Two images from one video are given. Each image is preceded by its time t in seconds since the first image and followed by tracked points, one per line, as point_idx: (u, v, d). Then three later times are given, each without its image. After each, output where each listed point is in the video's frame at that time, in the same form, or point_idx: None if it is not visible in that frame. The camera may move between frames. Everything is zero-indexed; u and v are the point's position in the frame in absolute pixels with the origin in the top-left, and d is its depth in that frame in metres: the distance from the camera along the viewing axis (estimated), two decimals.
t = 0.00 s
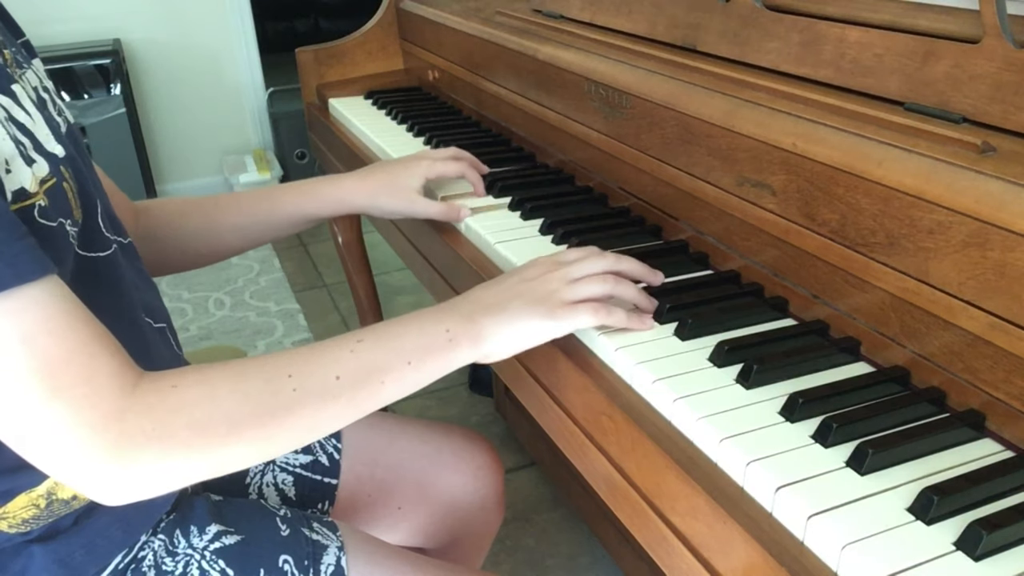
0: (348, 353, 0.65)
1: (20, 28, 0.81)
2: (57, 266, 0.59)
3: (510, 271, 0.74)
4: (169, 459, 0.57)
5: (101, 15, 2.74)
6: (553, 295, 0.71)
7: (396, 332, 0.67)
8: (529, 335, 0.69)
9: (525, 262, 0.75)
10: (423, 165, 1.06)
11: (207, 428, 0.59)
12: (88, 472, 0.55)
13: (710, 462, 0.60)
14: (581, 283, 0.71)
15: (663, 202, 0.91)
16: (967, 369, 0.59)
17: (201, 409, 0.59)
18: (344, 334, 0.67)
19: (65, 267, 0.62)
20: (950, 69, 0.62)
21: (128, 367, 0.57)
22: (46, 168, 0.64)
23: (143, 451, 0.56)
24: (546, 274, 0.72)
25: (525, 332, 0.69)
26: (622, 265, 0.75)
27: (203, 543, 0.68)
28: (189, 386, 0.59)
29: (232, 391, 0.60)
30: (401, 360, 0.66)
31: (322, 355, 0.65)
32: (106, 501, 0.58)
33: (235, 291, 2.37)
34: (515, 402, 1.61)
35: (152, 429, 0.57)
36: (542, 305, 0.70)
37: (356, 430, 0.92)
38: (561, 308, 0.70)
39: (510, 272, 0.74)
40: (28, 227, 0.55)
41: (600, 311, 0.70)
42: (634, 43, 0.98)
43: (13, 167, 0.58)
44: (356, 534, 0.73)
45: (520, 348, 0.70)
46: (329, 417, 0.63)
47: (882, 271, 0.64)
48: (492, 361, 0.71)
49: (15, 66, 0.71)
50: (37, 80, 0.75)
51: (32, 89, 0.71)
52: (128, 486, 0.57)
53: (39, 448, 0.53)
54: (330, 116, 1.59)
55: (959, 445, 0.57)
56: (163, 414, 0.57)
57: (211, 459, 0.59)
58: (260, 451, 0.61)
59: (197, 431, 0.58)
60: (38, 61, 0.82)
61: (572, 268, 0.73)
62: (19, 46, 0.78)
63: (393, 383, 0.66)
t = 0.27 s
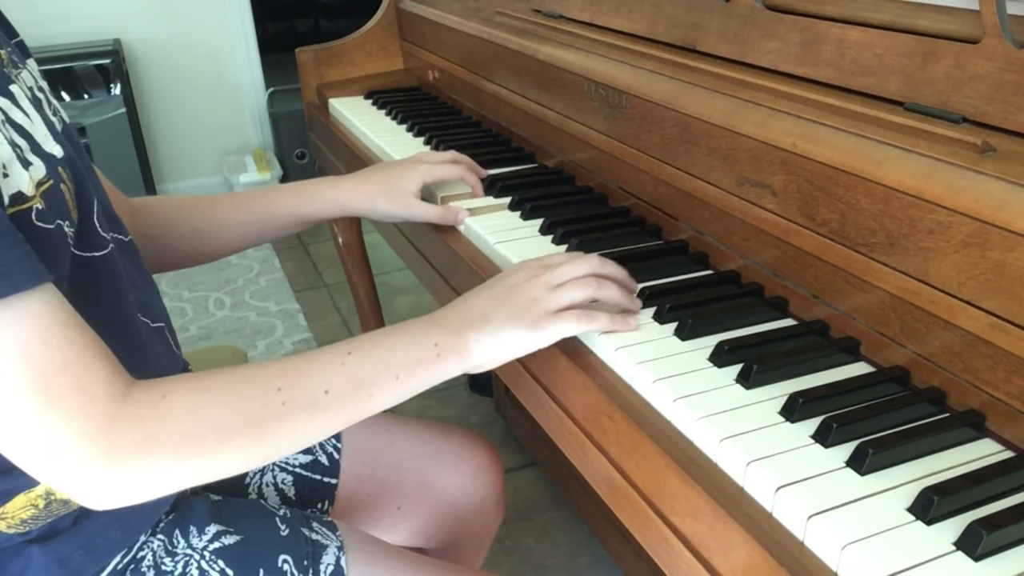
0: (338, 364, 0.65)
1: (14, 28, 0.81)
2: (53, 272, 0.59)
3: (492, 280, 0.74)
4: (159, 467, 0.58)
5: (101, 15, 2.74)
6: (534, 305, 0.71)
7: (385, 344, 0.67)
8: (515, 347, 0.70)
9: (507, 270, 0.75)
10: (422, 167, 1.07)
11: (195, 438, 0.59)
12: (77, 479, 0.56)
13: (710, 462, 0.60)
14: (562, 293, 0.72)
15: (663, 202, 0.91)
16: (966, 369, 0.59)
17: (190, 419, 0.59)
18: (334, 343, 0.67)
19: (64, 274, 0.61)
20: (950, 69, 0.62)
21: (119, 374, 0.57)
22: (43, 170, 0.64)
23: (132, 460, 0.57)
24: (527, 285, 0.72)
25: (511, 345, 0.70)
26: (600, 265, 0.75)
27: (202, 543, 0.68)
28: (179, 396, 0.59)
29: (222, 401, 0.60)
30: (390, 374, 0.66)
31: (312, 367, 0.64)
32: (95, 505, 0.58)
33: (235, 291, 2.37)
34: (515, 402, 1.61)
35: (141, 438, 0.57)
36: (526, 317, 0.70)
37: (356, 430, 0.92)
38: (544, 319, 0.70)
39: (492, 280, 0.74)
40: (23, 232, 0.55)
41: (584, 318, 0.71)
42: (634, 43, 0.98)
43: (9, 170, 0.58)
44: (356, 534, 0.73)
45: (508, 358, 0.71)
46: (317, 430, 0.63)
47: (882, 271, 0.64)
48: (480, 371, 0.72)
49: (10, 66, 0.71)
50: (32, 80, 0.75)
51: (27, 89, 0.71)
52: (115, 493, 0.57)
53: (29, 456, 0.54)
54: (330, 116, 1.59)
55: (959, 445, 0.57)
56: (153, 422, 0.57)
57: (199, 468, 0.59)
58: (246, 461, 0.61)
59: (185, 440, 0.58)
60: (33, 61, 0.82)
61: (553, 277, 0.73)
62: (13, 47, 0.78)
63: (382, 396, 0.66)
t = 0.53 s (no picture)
0: (326, 366, 0.64)
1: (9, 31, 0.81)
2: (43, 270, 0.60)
3: (485, 281, 0.74)
4: (148, 468, 0.57)
5: (101, 16, 2.74)
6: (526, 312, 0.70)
7: (375, 345, 0.67)
8: (506, 351, 0.70)
9: (501, 271, 0.74)
10: (424, 179, 1.06)
11: (182, 440, 0.58)
12: (67, 480, 0.55)
13: (710, 463, 0.60)
14: (555, 302, 0.71)
15: (663, 202, 0.91)
16: (966, 369, 0.59)
17: (178, 420, 0.58)
18: (323, 344, 0.67)
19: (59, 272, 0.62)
20: (950, 69, 0.62)
21: (108, 376, 0.57)
22: (36, 167, 0.64)
23: (120, 461, 0.56)
24: (522, 288, 0.72)
25: (502, 347, 0.69)
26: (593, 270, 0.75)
27: (203, 544, 0.68)
28: (167, 398, 0.59)
29: (209, 403, 0.60)
30: (379, 375, 0.65)
31: (300, 368, 0.64)
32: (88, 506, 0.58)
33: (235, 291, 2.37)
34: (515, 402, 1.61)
35: (128, 440, 0.56)
36: (518, 319, 0.70)
37: (356, 430, 0.92)
38: (535, 327, 0.70)
39: (486, 281, 0.74)
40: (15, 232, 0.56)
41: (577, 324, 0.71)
42: (634, 43, 0.98)
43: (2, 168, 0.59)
44: (356, 535, 0.73)
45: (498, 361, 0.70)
46: (305, 432, 0.63)
47: (881, 271, 0.64)
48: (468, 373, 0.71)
49: (3, 65, 0.71)
50: (26, 79, 0.75)
51: (21, 88, 0.71)
52: (105, 494, 0.57)
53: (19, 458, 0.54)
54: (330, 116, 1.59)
55: (959, 445, 0.57)
56: (141, 424, 0.57)
57: (188, 469, 0.59)
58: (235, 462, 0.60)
59: (172, 442, 0.58)
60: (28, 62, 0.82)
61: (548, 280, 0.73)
62: (8, 48, 0.78)
63: (370, 397, 0.65)
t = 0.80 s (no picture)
0: (319, 335, 0.65)
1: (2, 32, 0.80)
2: (27, 260, 0.61)
3: (467, 253, 0.75)
4: (141, 441, 0.57)
5: (101, 16, 2.74)
6: (512, 274, 0.72)
7: (367, 314, 0.67)
8: (495, 313, 0.71)
9: (480, 243, 0.76)
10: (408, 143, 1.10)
11: (177, 410, 0.58)
12: (59, 456, 0.55)
13: (710, 462, 0.60)
14: (536, 263, 0.74)
15: (663, 202, 0.91)
16: (967, 369, 0.59)
17: (171, 390, 0.58)
18: (314, 316, 0.67)
19: (40, 258, 0.63)
20: (950, 69, 0.62)
21: (96, 348, 0.57)
22: (7, 157, 0.64)
23: (112, 432, 0.56)
24: (504, 252, 0.74)
25: (495, 306, 0.71)
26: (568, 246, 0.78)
27: (199, 542, 0.68)
28: (159, 366, 0.59)
29: (203, 371, 0.60)
30: (372, 344, 0.66)
31: (293, 339, 0.64)
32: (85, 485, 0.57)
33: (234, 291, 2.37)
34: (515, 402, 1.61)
35: (121, 411, 0.56)
36: (506, 280, 0.72)
37: (355, 429, 0.92)
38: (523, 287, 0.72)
39: (467, 253, 0.75)
40: None
41: (563, 278, 0.73)
42: (634, 42, 0.98)
43: None
44: (355, 534, 0.73)
45: (488, 327, 0.71)
46: (301, 402, 0.63)
47: (881, 271, 0.64)
48: (461, 344, 0.71)
49: None
50: (12, 79, 0.74)
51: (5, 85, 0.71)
52: (99, 467, 0.56)
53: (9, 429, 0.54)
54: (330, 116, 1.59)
55: (959, 445, 0.57)
56: (134, 393, 0.57)
57: (182, 440, 0.58)
58: (231, 434, 0.60)
59: (167, 412, 0.58)
60: (22, 64, 0.82)
61: (527, 245, 0.75)
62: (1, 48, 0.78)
63: (365, 367, 0.65)
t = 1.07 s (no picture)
0: (318, 334, 0.65)
1: None
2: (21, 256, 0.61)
3: (466, 257, 0.75)
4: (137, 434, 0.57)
5: (101, 16, 2.74)
6: (511, 274, 0.72)
7: (366, 317, 0.67)
8: (495, 315, 0.71)
9: (479, 247, 0.76)
10: (416, 153, 1.08)
11: (174, 402, 0.59)
12: (56, 448, 0.56)
13: (710, 462, 0.60)
14: (535, 264, 0.74)
15: (663, 202, 0.91)
16: (966, 370, 0.59)
17: (169, 383, 0.59)
18: (313, 319, 0.67)
19: (34, 257, 0.63)
20: (950, 69, 0.62)
21: (93, 343, 0.58)
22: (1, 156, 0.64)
23: (109, 425, 0.56)
24: (501, 254, 0.74)
25: (495, 309, 0.70)
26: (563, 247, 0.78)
27: (198, 541, 0.68)
28: (157, 360, 0.60)
29: (201, 363, 0.61)
30: (370, 344, 0.66)
31: (292, 339, 0.64)
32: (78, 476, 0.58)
33: (234, 291, 2.37)
34: (515, 402, 1.61)
35: (119, 403, 0.57)
36: (504, 282, 0.71)
37: (355, 429, 0.92)
38: (521, 286, 0.71)
39: (466, 257, 0.75)
40: None
41: (560, 281, 0.73)
42: (634, 43, 0.98)
43: None
44: (355, 533, 0.73)
45: (488, 330, 0.71)
46: (301, 400, 0.63)
47: (881, 271, 0.64)
48: (462, 346, 0.71)
49: None
50: (4, 80, 0.75)
51: None
52: (96, 458, 0.57)
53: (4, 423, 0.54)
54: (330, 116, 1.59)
55: (959, 445, 0.57)
56: (132, 386, 0.58)
57: (178, 433, 0.59)
58: (229, 429, 0.60)
59: (165, 404, 0.58)
60: (13, 69, 0.81)
61: (525, 247, 0.75)
62: None
63: (364, 367, 0.65)
